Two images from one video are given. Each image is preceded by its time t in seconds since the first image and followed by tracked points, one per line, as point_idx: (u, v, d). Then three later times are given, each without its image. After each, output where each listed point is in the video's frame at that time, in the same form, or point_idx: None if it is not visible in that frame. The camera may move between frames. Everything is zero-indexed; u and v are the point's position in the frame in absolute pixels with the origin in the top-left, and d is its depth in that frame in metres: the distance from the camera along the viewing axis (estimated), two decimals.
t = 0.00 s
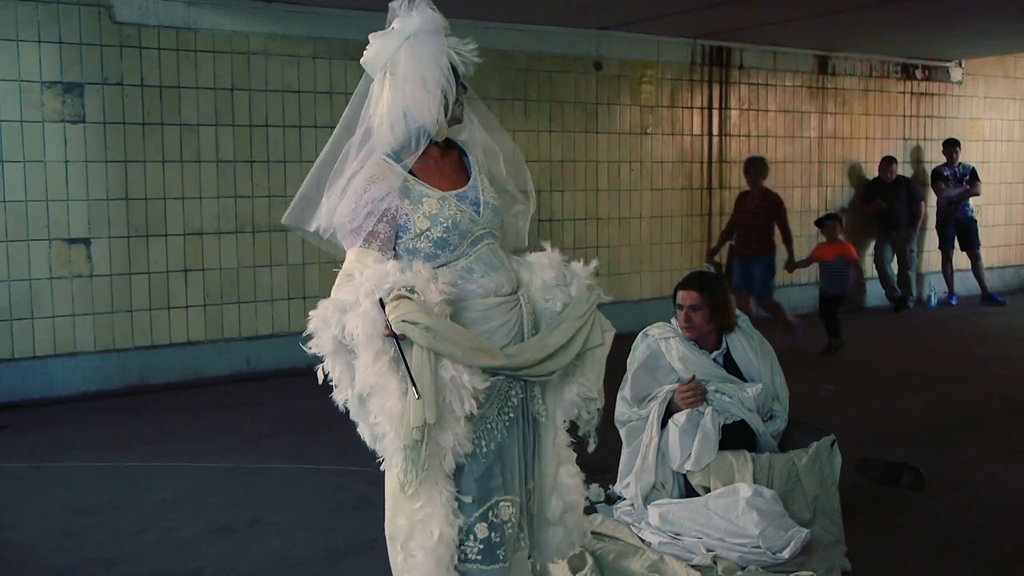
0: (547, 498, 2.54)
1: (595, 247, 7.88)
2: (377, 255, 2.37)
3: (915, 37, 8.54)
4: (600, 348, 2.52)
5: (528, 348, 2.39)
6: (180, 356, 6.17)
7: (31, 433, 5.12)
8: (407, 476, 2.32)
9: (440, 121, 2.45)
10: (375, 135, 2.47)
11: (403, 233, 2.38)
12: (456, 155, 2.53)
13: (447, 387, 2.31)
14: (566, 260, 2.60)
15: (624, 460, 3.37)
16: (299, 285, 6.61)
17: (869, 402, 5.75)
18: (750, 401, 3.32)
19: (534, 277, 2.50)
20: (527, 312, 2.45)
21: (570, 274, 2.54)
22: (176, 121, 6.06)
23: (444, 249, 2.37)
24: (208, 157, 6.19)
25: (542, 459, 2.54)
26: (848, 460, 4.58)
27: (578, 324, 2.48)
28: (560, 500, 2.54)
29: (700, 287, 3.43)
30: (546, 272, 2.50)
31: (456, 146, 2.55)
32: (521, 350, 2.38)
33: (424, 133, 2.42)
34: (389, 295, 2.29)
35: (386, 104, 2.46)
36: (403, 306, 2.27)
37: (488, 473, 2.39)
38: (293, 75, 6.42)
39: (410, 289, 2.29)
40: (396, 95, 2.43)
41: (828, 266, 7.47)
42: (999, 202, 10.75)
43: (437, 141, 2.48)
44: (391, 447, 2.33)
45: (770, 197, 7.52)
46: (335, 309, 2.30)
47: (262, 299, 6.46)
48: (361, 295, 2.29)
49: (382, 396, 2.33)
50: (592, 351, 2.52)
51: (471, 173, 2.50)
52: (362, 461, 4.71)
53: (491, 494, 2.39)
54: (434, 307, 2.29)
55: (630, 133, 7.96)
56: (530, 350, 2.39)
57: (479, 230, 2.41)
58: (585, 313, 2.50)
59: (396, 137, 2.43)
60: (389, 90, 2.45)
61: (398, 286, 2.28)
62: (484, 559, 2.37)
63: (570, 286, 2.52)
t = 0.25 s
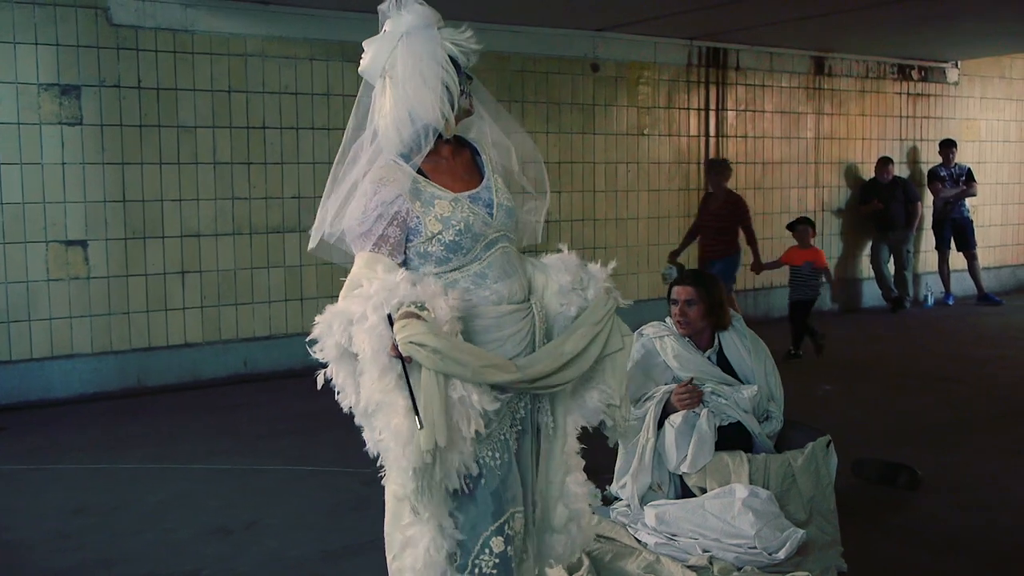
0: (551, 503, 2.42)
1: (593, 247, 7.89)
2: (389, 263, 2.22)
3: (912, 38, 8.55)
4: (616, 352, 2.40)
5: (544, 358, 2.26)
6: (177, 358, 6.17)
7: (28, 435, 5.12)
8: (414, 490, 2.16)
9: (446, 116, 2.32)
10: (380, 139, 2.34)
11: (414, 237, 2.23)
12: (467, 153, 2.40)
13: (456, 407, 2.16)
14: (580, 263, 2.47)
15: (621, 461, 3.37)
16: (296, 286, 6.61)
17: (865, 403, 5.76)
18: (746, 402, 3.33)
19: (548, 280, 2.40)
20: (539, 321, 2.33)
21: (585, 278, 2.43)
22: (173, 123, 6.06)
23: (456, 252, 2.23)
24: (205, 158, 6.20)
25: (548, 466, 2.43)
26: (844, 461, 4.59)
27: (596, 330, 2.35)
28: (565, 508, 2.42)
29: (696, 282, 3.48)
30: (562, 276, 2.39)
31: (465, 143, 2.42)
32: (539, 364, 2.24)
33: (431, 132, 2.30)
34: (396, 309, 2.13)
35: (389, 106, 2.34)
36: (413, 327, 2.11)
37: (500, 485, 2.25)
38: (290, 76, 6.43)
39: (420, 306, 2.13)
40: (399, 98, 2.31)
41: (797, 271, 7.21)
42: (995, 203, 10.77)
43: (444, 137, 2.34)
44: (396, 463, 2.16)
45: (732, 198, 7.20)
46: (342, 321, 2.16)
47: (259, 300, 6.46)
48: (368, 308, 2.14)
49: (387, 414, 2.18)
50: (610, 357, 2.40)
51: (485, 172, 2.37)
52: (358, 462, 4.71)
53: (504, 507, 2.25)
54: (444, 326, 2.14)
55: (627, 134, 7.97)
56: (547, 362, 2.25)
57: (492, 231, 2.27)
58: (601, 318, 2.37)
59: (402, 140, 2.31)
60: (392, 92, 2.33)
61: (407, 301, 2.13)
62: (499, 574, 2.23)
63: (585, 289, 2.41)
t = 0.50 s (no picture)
0: (570, 506, 2.43)
1: (588, 247, 7.89)
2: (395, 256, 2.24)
3: (907, 37, 8.56)
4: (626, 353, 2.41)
5: (550, 364, 2.28)
6: (173, 358, 6.17)
7: (23, 436, 5.12)
8: (419, 504, 2.18)
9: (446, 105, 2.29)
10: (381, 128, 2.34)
11: (421, 230, 2.24)
12: (477, 147, 2.41)
13: (461, 421, 2.19)
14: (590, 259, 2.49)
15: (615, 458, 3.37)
16: (292, 285, 6.61)
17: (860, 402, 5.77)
18: (739, 402, 3.34)
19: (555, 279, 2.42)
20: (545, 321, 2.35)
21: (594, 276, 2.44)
22: (168, 123, 6.06)
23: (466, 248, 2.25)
24: (201, 158, 6.19)
25: (563, 470, 2.44)
26: (839, 460, 4.60)
27: (603, 331, 2.36)
28: (582, 510, 2.43)
29: (687, 282, 3.45)
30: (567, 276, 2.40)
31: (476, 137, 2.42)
32: (544, 369, 2.27)
33: (433, 123, 2.29)
34: (402, 317, 2.16)
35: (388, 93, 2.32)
36: (418, 340, 2.14)
37: (505, 496, 2.30)
38: (286, 76, 6.43)
39: (427, 317, 2.15)
40: (395, 89, 2.30)
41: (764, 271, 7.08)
42: (991, 202, 10.79)
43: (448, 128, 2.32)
44: (392, 474, 2.18)
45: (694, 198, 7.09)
46: (345, 321, 2.19)
47: (255, 300, 6.46)
48: (373, 314, 2.16)
49: (387, 424, 2.19)
50: (619, 358, 2.41)
51: (490, 163, 2.38)
52: (354, 462, 4.72)
53: (508, 518, 2.31)
54: (451, 340, 2.15)
55: (623, 134, 7.97)
56: (552, 368, 2.28)
57: (502, 228, 2.29)
58: (610, 320, 2.38)
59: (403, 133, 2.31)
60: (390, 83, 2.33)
61: (413, 310, 2.15)
62: None
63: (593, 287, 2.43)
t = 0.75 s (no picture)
0: (577, 521, 2.30)
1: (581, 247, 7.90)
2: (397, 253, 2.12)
3: (900, 37, 8.57)
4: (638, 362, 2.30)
5: (556, 370, 2.16)
6: (164, 358, 6.15)
7: (14, 436, 5.11)
8: (408, 515, 2.06)
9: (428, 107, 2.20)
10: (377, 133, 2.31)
11: (426, 227, 2.12)
12: (486, 140, 2.28)
13: (456, 432, 2.07)
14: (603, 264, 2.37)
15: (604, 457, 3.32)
16: (284, 285, 6.61)
17: (852, 401, 5.78)
18: (729, 402, 3.35)
19: (565, 282, 2.30)
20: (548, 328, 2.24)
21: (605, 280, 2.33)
22: (160, 123, 6.05)
23: (473, 246, 2.14)
24: (193, 158, 6.19)
25: (572, 484, 2.31)
26: (830, 459, 4.61)
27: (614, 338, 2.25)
28: (591, 526, 2.30)
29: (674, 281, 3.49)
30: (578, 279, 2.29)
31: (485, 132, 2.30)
32: (548, 378, 2.15)
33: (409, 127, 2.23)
34: (400, 318, 2.03)
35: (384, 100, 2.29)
36: (415, 343, 2.01)
37: (506, 509, 2.17)
38: (279, 76, 6.42)
39: (425, 321, 2.04)
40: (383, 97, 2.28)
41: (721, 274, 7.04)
42: (983, 202, 10.82)
43: (445, 125, 2.22)
44: (381, 482, 2.06)
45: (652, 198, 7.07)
46: (340, 319, 2.05)
47: (248, 300, 6.46)
48: (369, 313, 2.03)
49: (380, 427, 2.08)
50: (629, 366, 2.29)
51: (502, 163, 2.25)
52: (345, 463, 4.71)
53: (507, 532, 2.17)
54: (448, 346, 2.04)
55: (616, 133, 7.98)
56: (557, 376, 2.16)
57: (511, 228, 2.18)
58: (622, 327, 2.27)
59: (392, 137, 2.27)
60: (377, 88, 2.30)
61: (411, 313, 2.03)
62: None
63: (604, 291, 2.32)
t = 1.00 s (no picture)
0: (599, 546, 2.24)
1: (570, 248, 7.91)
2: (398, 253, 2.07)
3: (889, 39, 8.60)
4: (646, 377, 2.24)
5: (557, 377, 2.10)
6: (153, 359, 6.13)
7: None
8: (394, 527, 1.98)
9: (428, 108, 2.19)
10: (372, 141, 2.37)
11: (428, 229, 2.08)
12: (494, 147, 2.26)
13: (448, 438, 1.99)
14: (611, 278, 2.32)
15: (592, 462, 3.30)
16: (273, 287, 6.60)
17: (840, 403, 5.80)
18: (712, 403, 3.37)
19: (570, 292, 2.25)
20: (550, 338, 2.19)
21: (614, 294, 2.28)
22: (149, 123, 6.03)
23: (475, 251, 2.09)
24: (182, 159, 6.17)
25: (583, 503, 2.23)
26: (817, 461, 4.62)
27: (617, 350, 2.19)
28: (612, 552, 2.24)
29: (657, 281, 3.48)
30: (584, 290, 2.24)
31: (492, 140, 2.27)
32: (550, 384, 2.08)
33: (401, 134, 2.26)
34: (394, 315, 1.96)
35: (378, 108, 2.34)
36: (407, 340, 1.93)
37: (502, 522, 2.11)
38: (268, 76, 6.41)
39: (419, 319, 1.97)
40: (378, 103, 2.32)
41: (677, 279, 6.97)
42: (971, 203, 10.86)
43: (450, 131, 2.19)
44: (369, 489, 1.98)
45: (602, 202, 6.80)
46: (333, 317, 1.98)
47: (236, 301, 6.44)
48: (363, 311, 1.96)
49: (370, 429, 1.99)
50: (639, 383, 2.24)
51: (508, 170, 2.23)
52: (334, 465, 4.71)
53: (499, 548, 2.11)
54: (442, 347, 1.97)
55: (606, 134, 7.99)
56: (558, 384, 2.09)
57: (513, 235, 2.14)
58: (629, 341, 2.21)
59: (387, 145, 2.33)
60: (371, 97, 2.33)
61: (406, 310, 1.96)
62: None
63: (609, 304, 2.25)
